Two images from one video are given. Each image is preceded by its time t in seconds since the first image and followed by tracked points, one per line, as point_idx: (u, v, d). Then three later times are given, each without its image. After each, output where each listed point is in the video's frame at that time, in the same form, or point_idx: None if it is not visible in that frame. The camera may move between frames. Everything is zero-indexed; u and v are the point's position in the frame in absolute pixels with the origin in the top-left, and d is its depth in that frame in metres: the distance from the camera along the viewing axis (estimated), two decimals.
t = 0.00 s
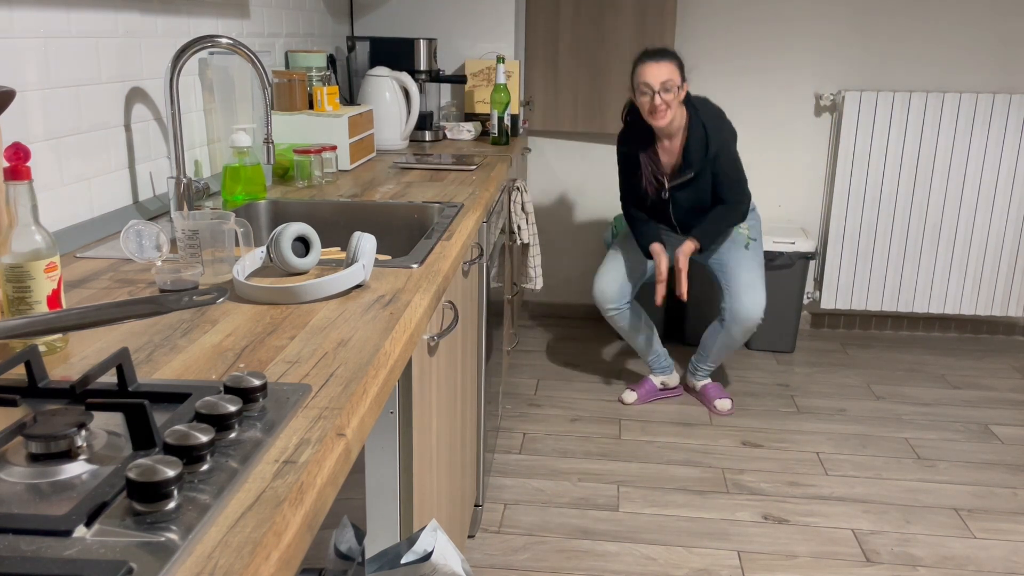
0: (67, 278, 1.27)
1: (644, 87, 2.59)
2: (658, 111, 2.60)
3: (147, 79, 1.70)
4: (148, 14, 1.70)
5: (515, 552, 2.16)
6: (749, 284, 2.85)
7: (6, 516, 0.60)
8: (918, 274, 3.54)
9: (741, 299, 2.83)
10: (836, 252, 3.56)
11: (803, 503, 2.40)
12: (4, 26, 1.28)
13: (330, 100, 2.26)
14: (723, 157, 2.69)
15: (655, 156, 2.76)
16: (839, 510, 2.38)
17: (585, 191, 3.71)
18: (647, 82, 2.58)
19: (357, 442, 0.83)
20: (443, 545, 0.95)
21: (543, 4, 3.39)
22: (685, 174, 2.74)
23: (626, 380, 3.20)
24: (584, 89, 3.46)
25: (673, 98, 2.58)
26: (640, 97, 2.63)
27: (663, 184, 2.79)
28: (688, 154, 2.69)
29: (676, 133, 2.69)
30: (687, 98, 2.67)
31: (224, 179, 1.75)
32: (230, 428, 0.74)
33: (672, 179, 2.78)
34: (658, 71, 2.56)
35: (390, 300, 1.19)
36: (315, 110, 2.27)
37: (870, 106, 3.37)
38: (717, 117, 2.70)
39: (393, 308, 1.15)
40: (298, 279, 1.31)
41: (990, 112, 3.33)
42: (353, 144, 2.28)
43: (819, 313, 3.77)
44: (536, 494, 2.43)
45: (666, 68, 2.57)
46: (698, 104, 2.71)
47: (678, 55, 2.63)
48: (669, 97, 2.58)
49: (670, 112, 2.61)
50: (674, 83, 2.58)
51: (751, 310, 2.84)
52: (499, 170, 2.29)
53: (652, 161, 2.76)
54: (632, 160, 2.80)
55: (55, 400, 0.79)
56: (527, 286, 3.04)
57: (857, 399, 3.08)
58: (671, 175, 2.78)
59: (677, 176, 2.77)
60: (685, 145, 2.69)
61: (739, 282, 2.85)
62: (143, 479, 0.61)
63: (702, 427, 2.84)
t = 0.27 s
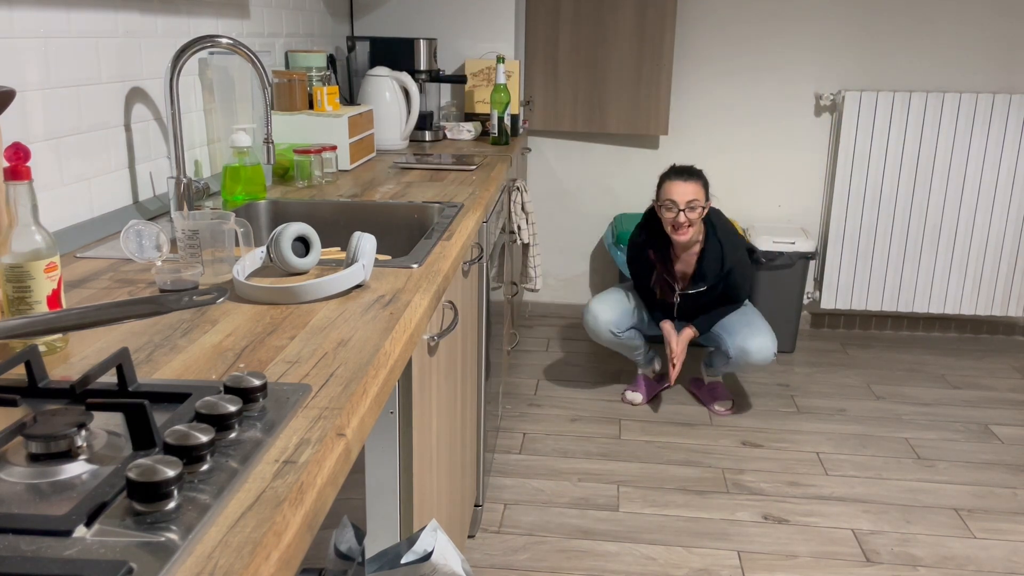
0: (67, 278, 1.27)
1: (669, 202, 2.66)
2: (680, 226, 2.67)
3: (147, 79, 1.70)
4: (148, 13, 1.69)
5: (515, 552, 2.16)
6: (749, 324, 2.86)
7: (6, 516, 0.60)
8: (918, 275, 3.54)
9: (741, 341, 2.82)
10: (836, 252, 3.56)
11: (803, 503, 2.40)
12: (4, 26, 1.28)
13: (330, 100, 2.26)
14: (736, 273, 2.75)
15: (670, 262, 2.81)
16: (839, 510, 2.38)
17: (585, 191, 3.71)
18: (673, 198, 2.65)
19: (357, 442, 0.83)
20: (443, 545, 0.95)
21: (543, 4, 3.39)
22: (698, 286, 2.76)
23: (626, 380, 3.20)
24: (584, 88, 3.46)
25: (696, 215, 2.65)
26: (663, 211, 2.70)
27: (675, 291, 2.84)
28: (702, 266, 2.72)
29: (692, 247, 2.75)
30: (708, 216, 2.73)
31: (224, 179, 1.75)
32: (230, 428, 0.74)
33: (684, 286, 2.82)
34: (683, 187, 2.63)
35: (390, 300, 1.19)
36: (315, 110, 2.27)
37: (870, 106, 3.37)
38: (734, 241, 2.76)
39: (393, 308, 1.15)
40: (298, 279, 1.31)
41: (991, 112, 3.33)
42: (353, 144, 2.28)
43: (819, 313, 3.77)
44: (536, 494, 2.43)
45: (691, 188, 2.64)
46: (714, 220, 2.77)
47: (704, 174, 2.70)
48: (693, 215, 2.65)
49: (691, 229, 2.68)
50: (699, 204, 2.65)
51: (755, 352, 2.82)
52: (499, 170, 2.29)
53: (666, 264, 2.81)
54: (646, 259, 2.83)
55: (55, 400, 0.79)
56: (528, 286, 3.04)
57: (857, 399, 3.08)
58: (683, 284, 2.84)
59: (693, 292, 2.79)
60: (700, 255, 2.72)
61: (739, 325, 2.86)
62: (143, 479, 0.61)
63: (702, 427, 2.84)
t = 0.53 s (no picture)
0: (67, 278, 1.27)
1: (670, 210, 2.66)
2: (681, 235, 2.68)
3: (147, 79, 1.70)
4: (148, 14, 1.70)
5: (515, 552, 2.16)
6: (739, 320, 2.85)
7: (6, 516, 0.60)
8: (918, 275, 3.54)
9: (733, 338, 2.82)
10: (836, 253, 3.56)
11: (803, 503, 2.40)
12: (4, 26, 1.28)
13: (330, 100, 2.26)
14: (731, 275, 2.79)
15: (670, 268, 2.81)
16: (839, 510, 2.38)
17: (585, 191, 3.72)
18: (674, 206, 2.65)
19: (357, 442, 0.83)
20: (444, 545, 0.95)
21: (544, 4, 3.39)
22: (697, 289, 2.78)
23: (626, 380, 3.20)
24: (584, 87, 3.46)
25: (697, 224, 2.66)
26: (664, 219, 2.70)
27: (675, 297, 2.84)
28: (702, 271, 2.74)
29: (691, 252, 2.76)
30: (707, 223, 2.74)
31: (224, 179, 1.75)
32: (230, 428, 0.74)
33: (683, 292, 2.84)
34: (685, 197, 2.63)
35: (390, 300, 1.19)
36: (315, 110, 2.27)
37: (870, 106, 3.37)
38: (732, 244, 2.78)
39: (393, 308, 1.15)
40: (298, 279, 1.31)
41: (990, 113, 3.33)
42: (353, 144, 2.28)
43: (819, 313, 3.77)
44: (536, 494, 2.43)
45: (693, 197, 2.64)
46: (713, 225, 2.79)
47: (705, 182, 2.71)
48: (694, 223, 2.66)
49: (691, 237, 2.69)
50: (700, 212, 2.66)
51: (747, 347, 2.81)
52: (499, 170, 2.29)
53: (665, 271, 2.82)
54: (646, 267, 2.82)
55: (55, 400, 0.79)
56: (528, 286, 3.04)
57: (857, 399, 3.08)
58: (682, 289, 2.84)
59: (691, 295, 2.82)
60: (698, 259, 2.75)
61: (730, 322, 2.85)
62: (143, 479, 0.61)
63: (702, 427, 2.84)
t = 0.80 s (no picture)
0: (67, 278, 1.27)
1: (665, 215, 2.65)
2: (675, 241, 2.66)
3: (147, 79, 1.70)
4: (148, 14, 1.70)
5: (515, 552, 2.16)
6: (737, 323, 2.86)
7: (6, 516, 0.60)
8: (918, 275, 3.54)
9: (730, 341, 2.83)
10: (836, 253, 3.56)
11: (803, 503, 2.40)
12: (4, 26, 1.28)
13: (330, 100, 2.26)
14: (727, 280, 2.78)
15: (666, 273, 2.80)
16: (839, 510, 2.38)
17: (585, 191, 3.72)
18: (669, 212, 2.64)
19: (357, 442, 0.83)
20: (444, 545, 0.95)
21: (544, 4, 3.39)
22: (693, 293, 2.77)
23: (626, 380, 3.20)
24: (584, 87, 3.46)
25: (692, 230, 2.64)
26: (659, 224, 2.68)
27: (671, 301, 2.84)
28: (696, 275, 2.73)
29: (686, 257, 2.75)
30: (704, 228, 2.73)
31: (224, 179, 1.75)
32: (230, 428, 0.74)
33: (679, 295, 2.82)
34: (680, 201, 2.62)
35: (390, 301, 1.19)
36: (315, 110, 2.27)
37: (870, 106, 3.37)
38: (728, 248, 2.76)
39: (393, 308, 1.15)
40: (298, 279, 1.31)
41: (990, 112, 3.33)
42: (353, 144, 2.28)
43: (819, 313, 3.77)
44: (537, 494, 2.43)
45: (688, 203, 2.62)
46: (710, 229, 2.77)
47: (702, 188, 2.68)
48: (689, 229, 2.64)
49: (686, 243, 2.67)
50: (695, 218, 2.64)
51: (744, 351, 2.82)
52: (499, 170, 2.29)
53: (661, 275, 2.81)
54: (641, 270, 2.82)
55: (55, 400, 0.79)
56: (528, 286, 3.04)
57: (857, 399, 3.08)
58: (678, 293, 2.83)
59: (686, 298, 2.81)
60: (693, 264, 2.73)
61: (728, 326, 2.86)
62: (144, 479, 0.61)
63: (702, 427, 2.84)
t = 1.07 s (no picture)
0: (67, 278, 1.27)
1: (670, 203, 2.63)
2: (682, 228, 2.65)
3: (147, 80, 1.70)
4: (148, 14, 1.70)
5: (515, 552, 2.16)
6: (741, 326, 2.87)
7: (6, 516, 0.60)
8: (918, 274, 3.54)
9: (735, 342, 2.83)
10: (836, 253, 3.56)
11: (803, 503, 2.40)
12: (4, 26, 1.28)
13: (330, 100, 2.26)
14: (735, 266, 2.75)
15: (675, 261, 2.77)
16: (839, 510, 2.38)
17: (584, 191, 3.72)
18: (674, 200, 2.62)
19: (357, 442, 0.83)
20: (444, 544, 0.95)
21: (544, 4, 3.39)
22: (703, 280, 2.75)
23: (625, 380, 3.20)
24: (584, 87, 3.46)
25: (698, 217, 2.63)
26: (664, 212, 2.67)
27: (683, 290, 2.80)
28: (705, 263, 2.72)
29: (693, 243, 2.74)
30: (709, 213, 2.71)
31: (224, 179, 1.75)
32: (230, 428, 0.74)
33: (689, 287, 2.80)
34: (687, 188, 2.60)
35: (390, 300, 1.19)
36: (315, 110, 2.27)
37: (870, 106, 3.37)
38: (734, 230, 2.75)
39: (393, 308, 1.16)
40: (298, 279, 1.31)
41: (991, 112, 3.33)
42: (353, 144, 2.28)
43: (819, 313, 3.77)
44: (537, 494, 2.43)
45: (693, 190, 2.61)
46: (713, 212, 2.77)
47: (705, 173, 2.67)
48: (695, 216, 2.63)
49: (692, 230, 2.66)
50: (701, 205, 2.62)
51: (748, 353, 2.82)
52: (499, 170, 2.29)
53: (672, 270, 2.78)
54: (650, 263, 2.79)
55: (55, 400, 0.79)
56: (528, 286, 3.04)
57: (856, 399, 3.08)
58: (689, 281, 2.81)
59: (699, 284, 2.78)
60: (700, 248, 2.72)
61: (732, 327, 2.86)
62: (143, 479, 0.61)
63: (702, 427, 2.84)
